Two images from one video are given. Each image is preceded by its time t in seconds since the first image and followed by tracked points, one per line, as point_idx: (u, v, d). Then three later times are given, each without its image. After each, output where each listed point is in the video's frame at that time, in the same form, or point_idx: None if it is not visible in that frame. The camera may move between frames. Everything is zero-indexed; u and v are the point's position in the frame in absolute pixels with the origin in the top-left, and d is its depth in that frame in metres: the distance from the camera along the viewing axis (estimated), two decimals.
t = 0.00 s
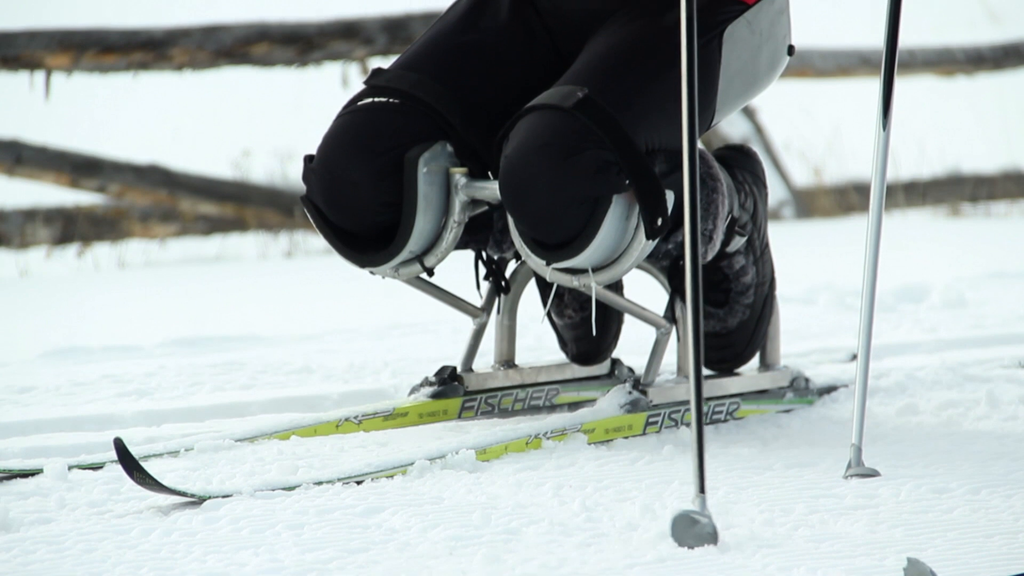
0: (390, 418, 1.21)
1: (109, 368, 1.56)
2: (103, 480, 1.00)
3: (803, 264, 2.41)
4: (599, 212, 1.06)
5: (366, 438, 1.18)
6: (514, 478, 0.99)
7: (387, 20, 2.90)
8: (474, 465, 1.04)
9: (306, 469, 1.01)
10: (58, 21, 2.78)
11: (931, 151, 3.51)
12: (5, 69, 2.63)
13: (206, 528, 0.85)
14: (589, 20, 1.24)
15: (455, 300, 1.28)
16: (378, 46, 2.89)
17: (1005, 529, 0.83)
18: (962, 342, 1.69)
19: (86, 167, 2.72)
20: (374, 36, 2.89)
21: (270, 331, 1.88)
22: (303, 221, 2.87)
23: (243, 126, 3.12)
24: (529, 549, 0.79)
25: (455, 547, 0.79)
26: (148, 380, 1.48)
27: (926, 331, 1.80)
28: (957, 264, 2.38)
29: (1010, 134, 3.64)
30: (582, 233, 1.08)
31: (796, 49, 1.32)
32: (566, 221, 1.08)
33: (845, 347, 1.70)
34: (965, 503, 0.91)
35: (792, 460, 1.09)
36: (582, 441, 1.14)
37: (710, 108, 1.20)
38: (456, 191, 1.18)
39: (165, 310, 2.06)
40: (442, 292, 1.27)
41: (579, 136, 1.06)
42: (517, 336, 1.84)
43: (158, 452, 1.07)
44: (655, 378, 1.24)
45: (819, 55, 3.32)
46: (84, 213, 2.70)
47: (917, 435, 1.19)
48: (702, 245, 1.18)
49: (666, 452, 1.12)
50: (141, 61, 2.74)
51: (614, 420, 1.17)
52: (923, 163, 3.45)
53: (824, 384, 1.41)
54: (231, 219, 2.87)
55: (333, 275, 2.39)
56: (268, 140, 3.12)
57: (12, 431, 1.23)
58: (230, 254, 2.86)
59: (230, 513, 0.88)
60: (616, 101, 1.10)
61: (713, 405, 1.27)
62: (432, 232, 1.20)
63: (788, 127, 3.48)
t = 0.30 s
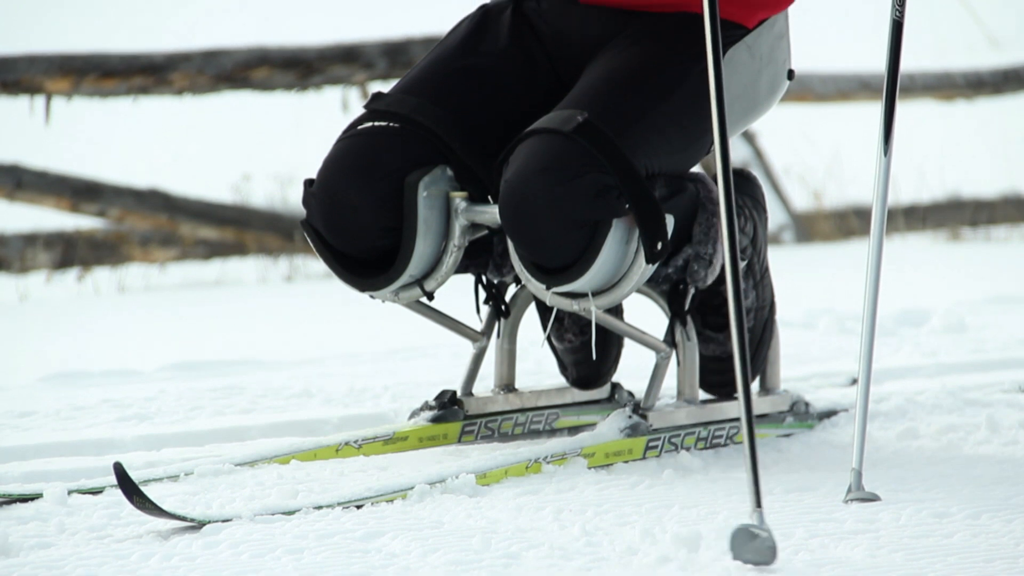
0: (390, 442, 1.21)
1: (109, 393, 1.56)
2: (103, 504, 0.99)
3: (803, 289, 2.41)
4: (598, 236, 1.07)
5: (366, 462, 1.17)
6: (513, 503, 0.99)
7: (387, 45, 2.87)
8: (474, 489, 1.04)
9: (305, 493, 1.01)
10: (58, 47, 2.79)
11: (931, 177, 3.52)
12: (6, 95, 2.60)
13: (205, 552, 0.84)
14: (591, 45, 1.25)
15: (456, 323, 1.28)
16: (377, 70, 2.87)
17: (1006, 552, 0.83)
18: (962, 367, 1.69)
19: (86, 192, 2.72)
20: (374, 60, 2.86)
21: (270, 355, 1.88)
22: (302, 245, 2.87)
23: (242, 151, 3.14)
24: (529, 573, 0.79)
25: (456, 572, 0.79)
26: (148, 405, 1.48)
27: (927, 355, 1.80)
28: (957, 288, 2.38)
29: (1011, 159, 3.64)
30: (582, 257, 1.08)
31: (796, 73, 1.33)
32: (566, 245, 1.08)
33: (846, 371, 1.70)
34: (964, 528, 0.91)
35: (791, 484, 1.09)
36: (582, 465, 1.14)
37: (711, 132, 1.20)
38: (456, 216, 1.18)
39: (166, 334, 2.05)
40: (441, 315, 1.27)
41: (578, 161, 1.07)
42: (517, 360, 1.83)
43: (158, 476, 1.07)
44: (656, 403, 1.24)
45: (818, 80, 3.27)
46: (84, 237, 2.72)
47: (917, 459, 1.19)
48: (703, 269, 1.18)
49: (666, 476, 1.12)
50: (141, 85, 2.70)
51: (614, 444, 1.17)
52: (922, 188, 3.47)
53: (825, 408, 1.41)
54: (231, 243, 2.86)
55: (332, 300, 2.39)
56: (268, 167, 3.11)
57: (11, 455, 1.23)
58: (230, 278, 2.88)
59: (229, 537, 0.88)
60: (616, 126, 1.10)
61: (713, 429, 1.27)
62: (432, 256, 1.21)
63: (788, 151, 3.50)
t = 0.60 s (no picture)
0: (391, 467, 1.21)
1: (108, 418, 1.56)
2: (103, 529, 0.99)
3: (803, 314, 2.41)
4: (599, 261, 1.08)
5: (366, 488, 1.17)
6: (514, 528, 0.99)
7: (387, 71, 2.89)
8: (475, 514, 1.04)
9: (305, 519, 1.01)
10: (60, 74, 2.82)
11: (931, 203, 3.52)
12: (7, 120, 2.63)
13: None
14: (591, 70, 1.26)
15: (456, 349, 1.28)
16: (377, 95, 2.88)
17: None
18: (963, 393, 1.69)
19: (85, 218, 2.74)
20: (374, 86, 2.88)
21: (270, 381, 1.88)
22: (302, 270, 2.87)
23: (242, 176, 3.15)
24: None
25: None
26: (148, 430, 1.48)
27: (927, 381, 1.80)
28: (957, 314, 2.38)
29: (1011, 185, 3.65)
30: (582, 282, 1.09)
31: (796, 99, 1.33)
32: (567, 270, 1.09)
33: (846, 397, 1.70)
34: (966, 554, 0.91)
35: (791, 510, 1.08)
36: (582, 490, 1.14)
37: (711, 156, 1.21)
38: (456, 240, 1.19)
39: (166, 360, 2.06)
40: (441, 340, 1.27)
41: (579, 186, 1.07)
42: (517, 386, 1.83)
43: (158, 501, 1.07)
44: (656, 428, 1.24)
45: (817, 105, 3.28)
46: (84, 263, 2.73)
47: (918, 485, 1.19)
48: (703, 294, 1.18)
49: (666, 502, 1.12)
50: (141, 110, 2.71)
51: (614, 469, 1.17)
52: (923, 214, 3.46)
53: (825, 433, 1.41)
54: (231, 268, 2.86)
55: (332, 325, 2.39)
56: (267, 191, 3.13)
57: (11, 481, 1.23)
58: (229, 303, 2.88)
59: (229, 563, 0.88)
60: (616, 151, 1.11)
61: (713, 454, 1.27)
62: (431, 281, 1.21)
63: (789, 176, 3.50)
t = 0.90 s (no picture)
0: (390, 491, 1.20)
1: (108, 442, 1.56)
2: (103, 553, 0.99)
3: (803, 338, 2.41)
4: (599, 286, 1.08)
5: (366, 512, 1.17)
6: (514, 552, 0.99)
7: (387, 95, 2.90)
8: (475, 539, 1.04)
9: (305, 543, 1.01)
10: (62, 99, 2.83)
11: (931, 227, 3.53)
12: (7, 145, 2.63)
13: None
14: (591, 93, 1.27)
15: (457, 373, 1.29)
16: (378, 119, 2.90)
17: None
18: (963, 417, 1.69)
19: (86, 242, 2.70)
20: (375, 110, 2.89)
21: (270, 405, 1.88)
22: (303, 294, 2.87)
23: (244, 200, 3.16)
24: None
25: None
26: (148, 454, 1.48)
27: (927, 405, 1.80)
28: (956, 338, 2.38)
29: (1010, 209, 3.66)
30: (582, 306, 1.09)
31: (796, 123, 1.34)
32: (567, 294, 1.09)
33: (846, 421, 1.70)
34: None
35: (792, 533, 1.08)
36: (582, 514, 1.14)
37: (711, 180, 1.21)
38: (456, 265, 1.19)
39: (166, 384, 2.06)
40: (441, 364, 1.27)
41: (579, 210, 1.08)
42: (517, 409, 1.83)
43: (158, 526, 1.06)
44: (655, 452, 1.24)
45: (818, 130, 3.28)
46: (85, 287, 2.74)
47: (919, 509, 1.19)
48: (703, 318, 1.18)
49: (665, 526, 1.12)
50: (141, 135, 2.72)
51: (614, 493, 1.17)
52: (923, 238, 3.46)
53: (826, 457, 1.41)
54: (232, 292, 2.87)
55: (332, 349, 2.39)
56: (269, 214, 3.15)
57: (10, 504, 1.23)
58: (229, 327, 2.88)
59: None
60: (617, 175, 1.11)
61: (713, 478, 1.27)
62: (431, 305, 1.21)
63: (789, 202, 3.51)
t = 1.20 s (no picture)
0: (390, 516, 1.20)
1: (108, 467, 1.56)
2: None
3: (804, 363, 2.40)
4: (599, 310, 1.09)
5: (365, 537, 1.17)
6: None
7: (387, 119, 2.91)
8: (474, 563, 1.04)
9: (305, 567, 1.01)
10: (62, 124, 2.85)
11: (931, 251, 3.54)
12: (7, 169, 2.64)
13: None
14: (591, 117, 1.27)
15: (457, 397, 1.29)
16: (377, 144, 2.90)
17: None
18: (963, 440, 1.69)
19: (86, 266, 2.71)
20: (375, 134, 2.89)
21: (269, 429, 1.88)
22: (302, 318, 2.86)
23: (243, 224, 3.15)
24: None
25: None
26: (147, 479, 1.48)
27: (927, 430, 1.80)
28: (957, 363, 2.38)
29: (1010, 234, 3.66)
30: (582, 329, 1.10)
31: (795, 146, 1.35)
32: (567, 318, 1.10)
33: (846, 445, 1.69)
34: None
35: (792, 558, 1.08)
36: (582, 539, 1.14)
37: (710, 205, 1.22)
38: (456, 288, 1.20)
39: (165, 408, 2.05)
40: (441, 388, 1.27)
41: (579, 233, 1.08)
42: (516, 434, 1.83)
43: (157, 549, 1.06)
44: (655, 476, 1.24)
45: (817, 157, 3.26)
46: (84, 311, 2.73)
47: (919, 533, 1.19)
48: (703, 342, 1.19)
49: (665, 550, 1.12)
50: (141, 159, 2.73)
51: (614, 517, 1.17)
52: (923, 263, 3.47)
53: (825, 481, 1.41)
54: (231, 316, 2.86)
55: (331, 373, 2.38)
56: (269, 236, 3.10)
57: (10, 529, 1.23)
58: (229, 352, 2.87)
59: None
60: (617, 198, 1.12)
61: (713, 502, 1.26)
62: (431, 329, 1.22)
63: (790, 226, 3.48)
